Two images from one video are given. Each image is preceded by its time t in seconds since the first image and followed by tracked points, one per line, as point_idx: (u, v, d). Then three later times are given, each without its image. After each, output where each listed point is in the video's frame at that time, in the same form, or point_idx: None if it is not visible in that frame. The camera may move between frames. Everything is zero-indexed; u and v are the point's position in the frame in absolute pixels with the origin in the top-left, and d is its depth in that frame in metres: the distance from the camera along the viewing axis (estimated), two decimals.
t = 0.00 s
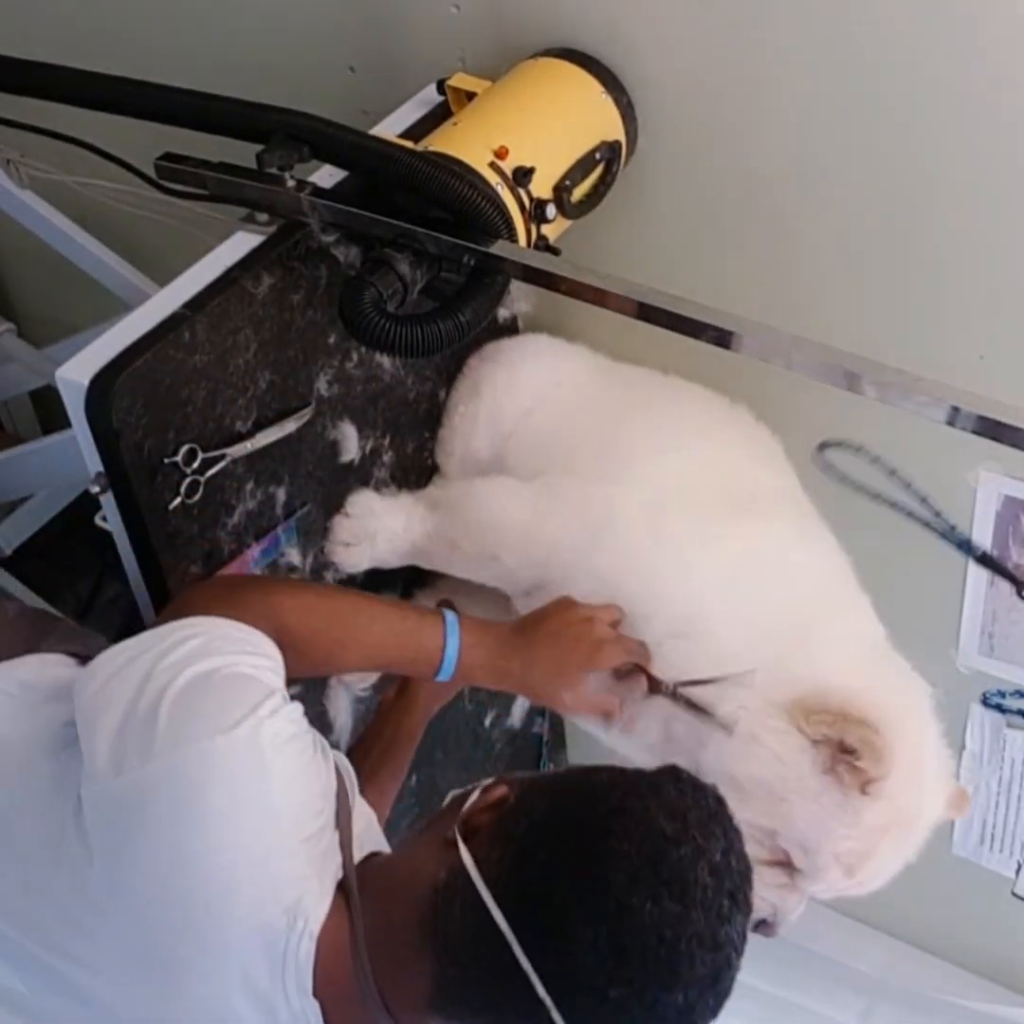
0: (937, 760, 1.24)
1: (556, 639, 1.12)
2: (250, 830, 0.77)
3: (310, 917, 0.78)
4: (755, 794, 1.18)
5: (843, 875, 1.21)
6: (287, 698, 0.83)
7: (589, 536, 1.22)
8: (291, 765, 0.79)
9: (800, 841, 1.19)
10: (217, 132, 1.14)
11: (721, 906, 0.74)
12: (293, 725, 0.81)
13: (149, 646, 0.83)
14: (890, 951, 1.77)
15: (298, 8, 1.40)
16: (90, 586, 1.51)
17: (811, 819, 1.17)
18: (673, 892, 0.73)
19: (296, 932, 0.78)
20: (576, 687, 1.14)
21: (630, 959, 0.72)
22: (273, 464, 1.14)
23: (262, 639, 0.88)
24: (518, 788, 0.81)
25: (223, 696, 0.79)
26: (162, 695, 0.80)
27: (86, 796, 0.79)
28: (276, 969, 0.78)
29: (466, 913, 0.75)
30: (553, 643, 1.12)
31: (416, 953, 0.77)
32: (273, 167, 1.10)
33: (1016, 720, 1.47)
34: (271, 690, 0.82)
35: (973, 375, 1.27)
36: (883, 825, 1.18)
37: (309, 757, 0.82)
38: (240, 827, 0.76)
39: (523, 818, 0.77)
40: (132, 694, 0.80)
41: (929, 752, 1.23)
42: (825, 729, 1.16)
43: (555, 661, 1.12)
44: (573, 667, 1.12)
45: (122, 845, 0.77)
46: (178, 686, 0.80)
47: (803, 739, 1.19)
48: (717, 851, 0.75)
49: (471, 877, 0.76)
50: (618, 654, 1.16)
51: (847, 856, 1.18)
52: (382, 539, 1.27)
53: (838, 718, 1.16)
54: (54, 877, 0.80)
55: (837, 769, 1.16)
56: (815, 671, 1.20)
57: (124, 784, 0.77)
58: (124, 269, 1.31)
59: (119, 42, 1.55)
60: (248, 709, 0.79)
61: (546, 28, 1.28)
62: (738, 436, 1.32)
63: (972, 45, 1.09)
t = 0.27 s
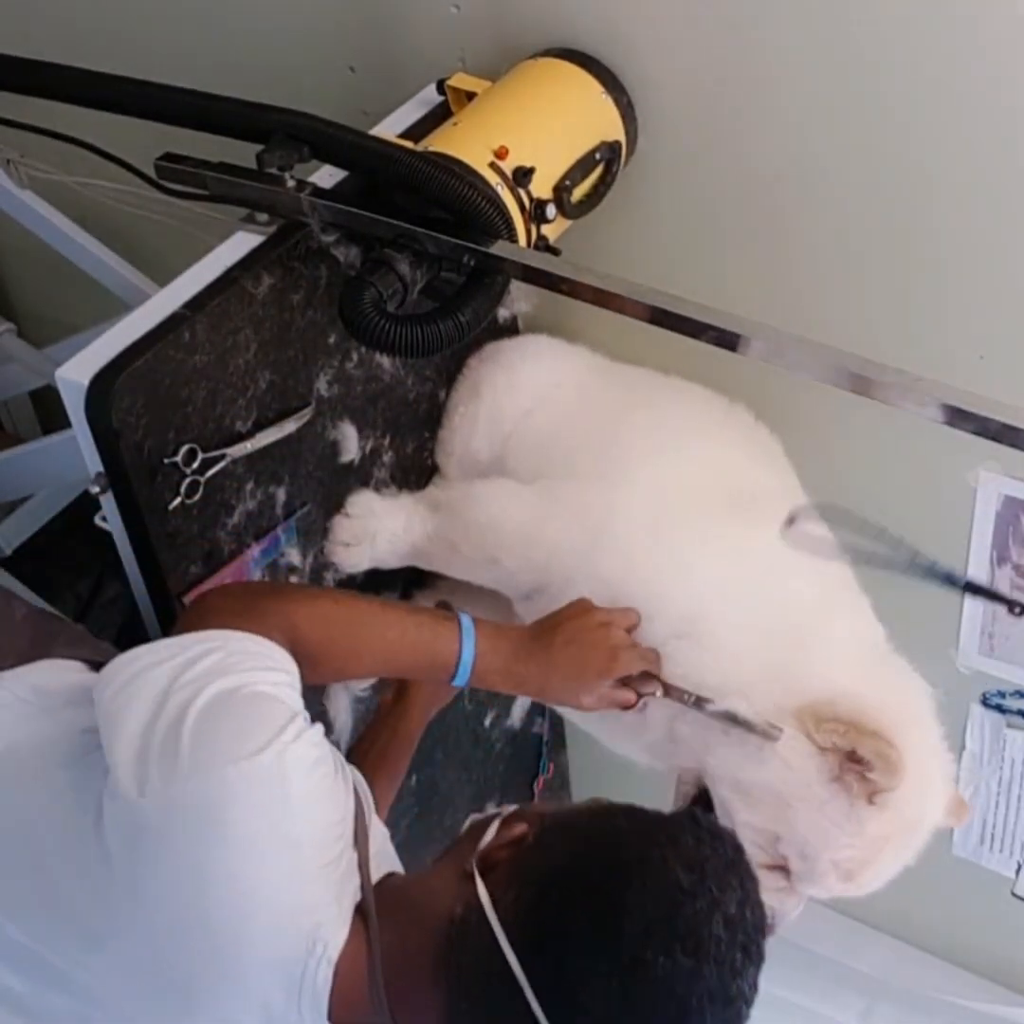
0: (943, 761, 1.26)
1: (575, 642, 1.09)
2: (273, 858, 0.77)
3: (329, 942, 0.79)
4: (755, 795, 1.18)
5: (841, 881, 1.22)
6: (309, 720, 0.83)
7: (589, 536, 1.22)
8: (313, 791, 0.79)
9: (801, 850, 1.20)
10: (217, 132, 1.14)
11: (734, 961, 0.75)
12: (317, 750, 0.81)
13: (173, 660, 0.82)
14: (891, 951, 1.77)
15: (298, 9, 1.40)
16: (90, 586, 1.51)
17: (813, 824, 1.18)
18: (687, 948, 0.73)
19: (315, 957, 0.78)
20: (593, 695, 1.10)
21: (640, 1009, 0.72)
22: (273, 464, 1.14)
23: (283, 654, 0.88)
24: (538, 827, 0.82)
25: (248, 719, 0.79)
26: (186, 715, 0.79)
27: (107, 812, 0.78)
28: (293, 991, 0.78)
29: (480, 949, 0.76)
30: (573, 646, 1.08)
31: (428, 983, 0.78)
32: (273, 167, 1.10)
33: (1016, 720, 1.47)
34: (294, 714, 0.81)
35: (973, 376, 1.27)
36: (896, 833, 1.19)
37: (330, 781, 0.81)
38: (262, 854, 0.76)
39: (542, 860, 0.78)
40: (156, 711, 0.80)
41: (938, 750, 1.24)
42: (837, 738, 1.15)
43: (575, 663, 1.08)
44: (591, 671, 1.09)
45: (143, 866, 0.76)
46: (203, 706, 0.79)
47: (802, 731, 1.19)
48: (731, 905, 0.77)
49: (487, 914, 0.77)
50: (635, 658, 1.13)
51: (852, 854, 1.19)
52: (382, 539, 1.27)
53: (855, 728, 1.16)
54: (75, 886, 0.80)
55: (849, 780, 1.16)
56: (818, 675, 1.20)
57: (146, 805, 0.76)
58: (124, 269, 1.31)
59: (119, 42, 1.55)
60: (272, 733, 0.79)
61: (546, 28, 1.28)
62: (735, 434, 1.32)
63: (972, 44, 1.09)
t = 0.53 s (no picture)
0: (938, 783, 1.26)
1: (590, 649, 1.08)
2: (284, 893, 0.77)
3: (339, 975, 0.80)
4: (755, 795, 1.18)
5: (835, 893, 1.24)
6: (321, 750, 0.83)
7: (587, 535, 1.22)
8: (325, 823, 0.79)
9: (796, 867, 1.22)
10: (217, 132, 1.14)
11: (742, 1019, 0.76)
12: (329, 781, 0.81)
13: (184, 684, 0.83)
14: (891, 952, 1.77)
15: (298, 9, 1.40)
16: (90, 586, 1.51)
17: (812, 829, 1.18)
18: (695, 1010, 0.75)
19: (324, 990, 0.79)
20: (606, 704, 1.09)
21: None
22: (273, 464, 1.14)
23: (292, 671, 0.88)
24: (550, 869, 0.85)
25: (260, 751, 0.79)
26: (197, 743, 0.79)
27: (117, 834, 0.78)
28: None
29: (489, 988, 0.80)
30: (590, 655, 1.08)
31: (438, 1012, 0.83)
32: (273, 168, 1.10)
33: (1016, 720, 1.47)
34: (306, 742, 0.81)
35: (973, 376, 1.27)
36: (890, 864, 1.20)
37: (342, 811, 0.81)
38: (274, 887, 0.76)
39: (552, 908, 0.80)
40: (168, 738, 0.80)
41: (933, 773, 1.25)
42: (832, 789, 1.15)
43: (589, 669, 1.07)
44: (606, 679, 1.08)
45: (153, 892, 0.76)
46: (211, 737, 0.79)
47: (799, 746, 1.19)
48: (742, 960, 0.77)
49: (497, 958, 0.81)
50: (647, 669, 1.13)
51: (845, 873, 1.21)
52: (382, 540, 1.27)
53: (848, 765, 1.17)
54: (85, 899, 0.79)
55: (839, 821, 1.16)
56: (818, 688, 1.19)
57: (158, 835, 0.76)
58: (124, 269, 1.31)
59: (118, 42, 1.55)
60: (284, 767, 0.79)
61: (546, 28, 1.28)
62: (737, 435, 1.32)
63: (972, 43, 1.09)
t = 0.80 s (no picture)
0: (931, 800, 1.27)
1: (589, 666, 1.06)
2: (289, 933, 0.76)
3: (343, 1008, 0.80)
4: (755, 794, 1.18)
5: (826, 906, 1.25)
6: (330, 779, 0.81)
7: (588, 537, 1.21)
8: (334, 858, 0.78)
9: (784, 881, 1.23)
10: (217, 132, 1.13)
11: None
12: (337, 812, 0.79)
13: (190, 711, 0.81)
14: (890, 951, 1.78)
15: (298, 9, 1.40)
16: (90, 586, 1.51)
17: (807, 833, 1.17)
18: None
19: None
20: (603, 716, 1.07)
21: None
22: (273, 465, 1.14)
23: (297, 693, 0.86)
24: (559, 918, 0.89)
25: (266, 784, 0.77)
26: (203, 774, 0.77)
27: (123, 865, 0.78)
28: None
29: None
30: (588, 670, 1.05)
31: None
32: (273, 168, 1.10)
33: (1016, 720, 1.47)
34: (314, 776, 0.79)
35: (973, 377, 1.27)
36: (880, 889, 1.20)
37: (351, 842, 0.80)
38: (278, 929, 0.75)
39: (560, 955, 0.86)
40: (173, 767, 0.79)
41: (925, 786, 1.26)
42: (829, 823, 1.15)
43: (585, 690, 1.05)
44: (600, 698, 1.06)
45: (159, 923, 0.76)
46: (219, 768, 0.78)
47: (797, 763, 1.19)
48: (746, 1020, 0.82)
49: (505, 1004, 0.85)
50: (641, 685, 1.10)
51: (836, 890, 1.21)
52: (382, 540, 1.27)
53: (846, 796, 1.16)
54: (91, 921, 0.80)
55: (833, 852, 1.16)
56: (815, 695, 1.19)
57: (165, 870, 0.76)
58: (124, 269, 1.31)
59: (118, 41, 1.55)
60: (291, 800, 0.77)
61: (546, 28, 1.28)
62: (737, 435, 1.31)
63: (972, 43, 1.09)
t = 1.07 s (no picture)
0: (931, 801, 1.26)
1: (583, 667, 1.05)
2: (289, 973, 0.76)
3: None
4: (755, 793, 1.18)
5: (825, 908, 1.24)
6: (326, 817, 0.81)
7: (587, 536, 1.21)
8: (331, 900, 0.78)
9: (784, 883, 1.22)
10: (216, 132, 1.13)
11: None
12: (334, 851, 0.79)
13: (184, 746, 0.81)
14: (891, 951, 1.78)
15: (298, 9, 1.40)
16: (90, 586, 1.51)
17: (807, 834, 1.17)
18: None
19: None
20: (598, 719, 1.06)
21: None
22: (273, 465, 1.14)
23: (293, 721, 0.86)
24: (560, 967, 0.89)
25: (262, 826, 0.77)
26: (199, 815, 0.78)
27: (123, 908, 0.79)
28: None
29: None
30: (581, 672, 1.04)
31: None
32: (273, 168, 1.10)
33: (1016, 720, 1.47)
34: (310, 816, 0.79)
35: (973, 377, 1.27)
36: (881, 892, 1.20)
37: (348, 881, 0.80)
38: (277, 970, 0.76)
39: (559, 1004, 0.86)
40: (169, 806, 0.79)
41: (926, 789, 1.25)
42: (831, 825, 1.14)
43: (579, 693, 1.04)
44: (597, 701, 1.05)
45: (161, 964, 0.77)
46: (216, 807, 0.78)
47: (799, 763, 1.19)
48: None
49: None
50: (639, 683, 1.09)
51: (836, 890, 1.20)
52: (382, 540, 1.27)
53: (847, 798, 1.16)
54: (93, 959, 0.81)
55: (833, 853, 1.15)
56: (817, 694, 1.19)
57: (165, 914, 0.76)
58: (124, 269, 1.31)
59: (118, 41, 1.55)
60: (287, 843, 0.77)
61: (546, 28, 1.28)
62: (737, 436, 1.31)
63: (972, 44, 1.09)
